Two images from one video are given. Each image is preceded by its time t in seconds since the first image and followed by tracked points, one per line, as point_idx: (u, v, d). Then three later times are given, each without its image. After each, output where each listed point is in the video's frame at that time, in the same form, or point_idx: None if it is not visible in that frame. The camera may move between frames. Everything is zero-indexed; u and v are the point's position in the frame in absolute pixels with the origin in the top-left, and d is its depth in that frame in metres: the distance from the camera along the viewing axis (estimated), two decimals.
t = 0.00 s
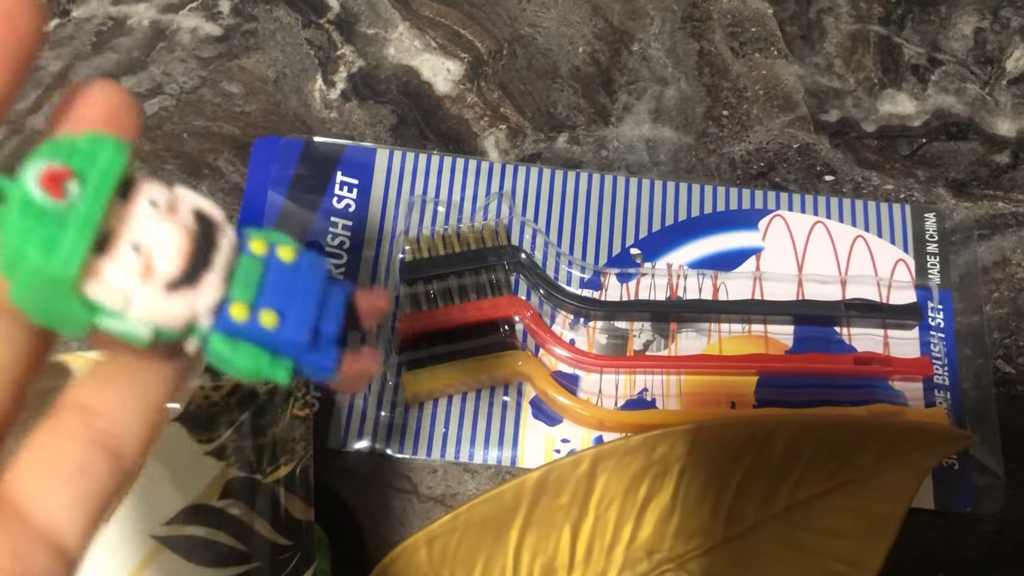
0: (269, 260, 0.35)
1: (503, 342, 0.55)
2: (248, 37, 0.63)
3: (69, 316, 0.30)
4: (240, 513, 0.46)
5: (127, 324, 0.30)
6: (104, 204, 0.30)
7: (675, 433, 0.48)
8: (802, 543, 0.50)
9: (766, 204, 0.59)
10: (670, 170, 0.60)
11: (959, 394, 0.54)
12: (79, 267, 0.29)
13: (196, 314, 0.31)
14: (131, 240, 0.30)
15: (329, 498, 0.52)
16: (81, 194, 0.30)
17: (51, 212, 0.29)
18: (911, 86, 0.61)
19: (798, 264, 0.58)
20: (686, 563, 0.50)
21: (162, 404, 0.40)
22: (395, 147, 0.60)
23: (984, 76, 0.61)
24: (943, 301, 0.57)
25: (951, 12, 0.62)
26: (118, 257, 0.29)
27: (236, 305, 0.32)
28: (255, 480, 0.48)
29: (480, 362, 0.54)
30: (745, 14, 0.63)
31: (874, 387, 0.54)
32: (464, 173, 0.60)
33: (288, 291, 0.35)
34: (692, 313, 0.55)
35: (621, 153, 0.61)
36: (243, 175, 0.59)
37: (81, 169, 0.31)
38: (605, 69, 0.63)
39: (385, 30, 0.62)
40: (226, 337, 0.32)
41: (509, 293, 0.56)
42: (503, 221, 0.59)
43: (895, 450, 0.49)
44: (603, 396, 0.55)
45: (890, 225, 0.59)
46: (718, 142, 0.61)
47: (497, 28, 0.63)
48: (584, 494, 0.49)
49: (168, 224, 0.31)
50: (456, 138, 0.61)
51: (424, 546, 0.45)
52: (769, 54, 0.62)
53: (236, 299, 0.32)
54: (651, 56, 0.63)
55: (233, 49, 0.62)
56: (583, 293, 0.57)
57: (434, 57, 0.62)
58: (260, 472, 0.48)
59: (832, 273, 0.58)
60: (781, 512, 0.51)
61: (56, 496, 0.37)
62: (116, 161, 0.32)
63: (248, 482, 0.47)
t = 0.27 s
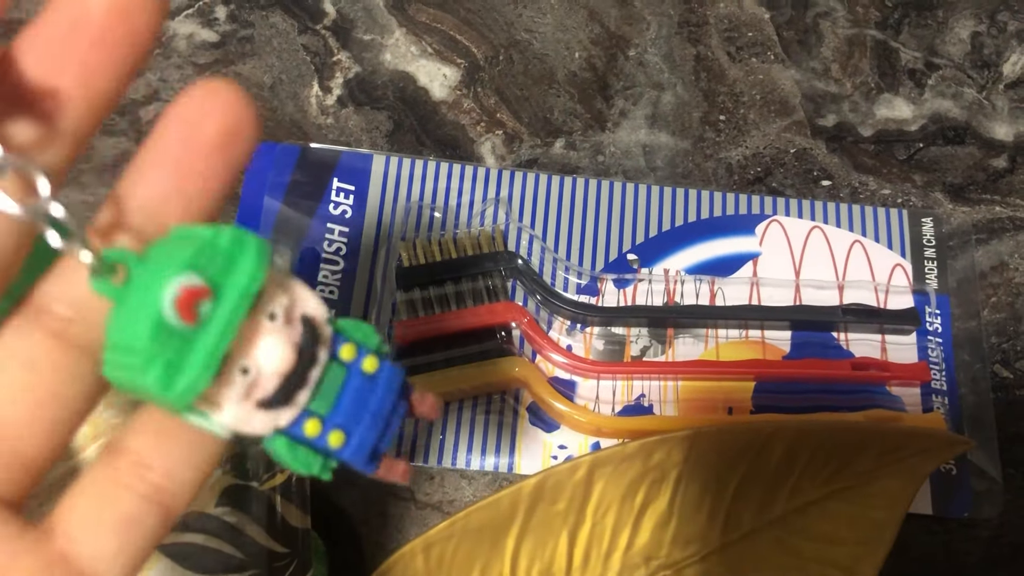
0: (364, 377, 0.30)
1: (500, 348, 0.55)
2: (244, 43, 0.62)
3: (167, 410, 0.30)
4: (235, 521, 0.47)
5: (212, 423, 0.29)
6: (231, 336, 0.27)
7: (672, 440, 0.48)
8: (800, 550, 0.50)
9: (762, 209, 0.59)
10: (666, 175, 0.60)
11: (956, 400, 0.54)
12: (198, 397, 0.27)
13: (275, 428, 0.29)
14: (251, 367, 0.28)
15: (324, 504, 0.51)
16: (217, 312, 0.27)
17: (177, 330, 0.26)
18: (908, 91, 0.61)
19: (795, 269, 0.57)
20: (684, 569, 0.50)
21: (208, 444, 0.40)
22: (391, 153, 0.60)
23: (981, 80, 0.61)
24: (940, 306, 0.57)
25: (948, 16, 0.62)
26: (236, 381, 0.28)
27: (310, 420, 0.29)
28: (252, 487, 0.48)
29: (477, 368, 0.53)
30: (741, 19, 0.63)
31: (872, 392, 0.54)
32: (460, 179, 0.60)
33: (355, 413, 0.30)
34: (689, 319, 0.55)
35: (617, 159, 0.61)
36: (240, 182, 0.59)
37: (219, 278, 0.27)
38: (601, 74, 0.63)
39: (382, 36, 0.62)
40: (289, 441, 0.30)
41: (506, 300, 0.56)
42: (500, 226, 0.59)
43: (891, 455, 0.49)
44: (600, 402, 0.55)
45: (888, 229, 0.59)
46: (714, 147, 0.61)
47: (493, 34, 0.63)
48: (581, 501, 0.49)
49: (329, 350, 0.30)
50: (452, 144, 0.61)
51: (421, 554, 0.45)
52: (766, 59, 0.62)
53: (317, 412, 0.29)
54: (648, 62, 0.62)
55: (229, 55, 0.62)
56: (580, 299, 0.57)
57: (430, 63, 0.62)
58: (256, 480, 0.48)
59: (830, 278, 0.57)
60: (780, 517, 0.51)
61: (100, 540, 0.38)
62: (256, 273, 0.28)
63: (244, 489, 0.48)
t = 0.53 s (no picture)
0: (397, 424, 0.33)
1: (501, 345, 0.55)
2: (246, 41, 0.62)
3: (197, 401, 0.33)
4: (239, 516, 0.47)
5: (231, 423, 0.32)
6: (255, 332, 0.30)
7: (672, 435, 0.48)
8: (799, 545, 0.50)
9: (763, 205, 0.59)
10: (667, 172, 0.60)
11: (956, 395, 0.54)
12: (209, 380, 0.30)
13: (292, 443, 0.32)
14: (269, 365, 0.31)
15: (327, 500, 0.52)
16: (245, 310, 0.30)
17: (206, 319, 0.30)
18: (908, 87, 0.61)
19: (796, 265, 0.58)
20: (684, 564, 0.50)
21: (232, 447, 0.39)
22: (392, 150, 0.61)
23: (981, 77, 0.61)
24: (940, 302, 0.57)
25: (948, 13, 0.62)
26: (250, 374, 0.31)
27: (329, 448, 0.32)
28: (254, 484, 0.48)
29: (479, 365, 0.53)
30: (742, 16, 0.63)
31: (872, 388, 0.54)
32: (461, 176, 0.60)
33: (378, 456, 0.32)
34: (690, 315, 0.55)
35: (618, 156, 0.61)
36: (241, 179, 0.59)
37: (259, 281, 0.31)
38: (602, 71, 0.63)
39: (383, 33, 0.62)
40: (307, 463, 0.32)
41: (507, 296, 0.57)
42: (500, 224, 0.59)
43: (891, 450, 0.49)
44: (601, 398, 0.55)
45: (888, 226, 0.59)
46: (715, 144, 0.61)
47: (494, 31, 0.63)
48: (583, 498, 0.49)
49: (364, 383, 0.32)
50: (453, 141, 0.61)
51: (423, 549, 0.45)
52: (766, 56, 0.62)
53: (338, 442, 0.32)
54: (648, 59, 0.63)
55: (231, 53, 0.62)
56: (581, 295, 0.57)
57: (432, 61, 0.62)
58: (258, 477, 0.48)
59: (831, 274, 0.58)
60: (780, 512, 0.51)
61: (137, 532, 0.38)
62: (296, 284, 0.31)
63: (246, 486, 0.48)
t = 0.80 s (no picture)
0: (356, 456, 0.33)
1: (497, 342, 0.55)
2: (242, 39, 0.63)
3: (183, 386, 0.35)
4: (235, 512, 0.47)
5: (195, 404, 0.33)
6: (226, 306, 0.32)
7: (668, 431, 0.50)
8: (795, 540, 0.49)
9: (758, 203, 0.59)
10: (663, 169, 0.61)
11: (951, 392, 0.54)
12: (174, 341, 0.32)
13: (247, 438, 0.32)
14: (236, 346, 0.32)
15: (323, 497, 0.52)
16: (223, 282, 0.32)
17: (188, 282, 0.32)
18: (903, 85, 0.61)
19: (791, 262, 0.58)
20: (679, 561, 0.49)
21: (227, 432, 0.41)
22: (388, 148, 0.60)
23: (976, 75, 0.61)
24: (935, 299, 0.57)
25: (943, 11, 0.63)
26: (217, 347, 0.32)
27: (281, 459, 0.32)
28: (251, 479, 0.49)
29: (475, 362, 0.53)
30: (737, 14, 0.64)
31: (868, 384, 0.54)
32: (456, 173, 0.60)
33: (328, 483, 0.33)
34: (686, 311, 0.55)
35: (614, 153, 0.61)
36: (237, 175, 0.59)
37: (247, 262, 0.33)
38: (598, 69, 0.63)
39: (378, 31, 0.62)
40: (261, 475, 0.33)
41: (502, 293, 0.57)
42: (496, 222, 0.59)
43: (887, 448, 0.50)
44: (596, 395, 0.55)
45: (883, 223, 0.59)
46: (710, 142, 0.61)
47: (489, 29, 0.63)
48: (579, 493, 0.50)
49: (335, 408, 0.33)
50: (449, 139, 0.61)
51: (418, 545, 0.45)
52: (762, 54, 0.63)
53: (292, 454, 0.33)
54: (644, 57, 0.63)
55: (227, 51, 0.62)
56: (576, 292, 0.57)
57: (428, 58, 0.62)
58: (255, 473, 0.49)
59: (826, 271, 0.57)
60: (774, 509, 0.50)
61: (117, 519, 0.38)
62: (280, 275, 0.32)
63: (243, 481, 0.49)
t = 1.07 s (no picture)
0: (328, 413, 0.33)
1: (494, 335, 0.55)
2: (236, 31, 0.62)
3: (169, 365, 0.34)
4: (229, 507, 0.47)
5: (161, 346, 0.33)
6: (199, 244, 0.32)
7: (668, 425, 0.48)
8: (794, 536, 0.49)
9: (758, 195, 0.58)
10: (661, 162, 0.60)
11: (953, 386, 0.54)
12: (142, 277, 0.32)
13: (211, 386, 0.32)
14: (206, 287, 0.32)
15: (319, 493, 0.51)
16: (198, 220, 0.32)
17: (162, 218, 0.32)
18: (903, 77, 0.61)
19: (791, 256, 0.57)
20: (678, 557, 0.50)
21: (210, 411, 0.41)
22: (384, 140, 0.60)
23: (977, 67, 0.61)
24: (936, 292, 0.56)
25: (944, 3, 0.62)
26: (187, 287, 0.32)
27: (247, 414, 0.32)
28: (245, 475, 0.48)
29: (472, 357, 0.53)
30: (736, 6, 0.63)
31: (869, 379, 0.54)
32: (453, 165, 0.59)
33: (294, 439, 0.32)
34: (684, 305, 0.55)
35: (612, 146, 0.60)
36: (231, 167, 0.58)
37: (222, 203, 0.33)
38: (596, 62, 0.62)
39: (374, 22, 0.62)
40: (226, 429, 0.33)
41: (500, 287, 0.56)
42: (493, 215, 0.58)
43: (888, 443, 0.49)
44: (595, 389, 0.54)
45: (884, 216, 0.58)
46: (709, 134, 0.60)
47: (486, 20, 0.63)
48: (577, 488, 0.48)
49: (311, 363, 0.33)
50: (446, 131, 0.61)
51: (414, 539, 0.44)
52: (761, 46, 0.62)
53: (259, 410, 0.32)
54: (642, 49, 0.62)
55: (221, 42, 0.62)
56: (574, 286, 0.57)
57: (424, 50, 0.61)
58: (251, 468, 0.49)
59: (826, 265, 0.57)
60: (774, 505, 0.50)
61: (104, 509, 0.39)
62: (256, 217, 0.32)
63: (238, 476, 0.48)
